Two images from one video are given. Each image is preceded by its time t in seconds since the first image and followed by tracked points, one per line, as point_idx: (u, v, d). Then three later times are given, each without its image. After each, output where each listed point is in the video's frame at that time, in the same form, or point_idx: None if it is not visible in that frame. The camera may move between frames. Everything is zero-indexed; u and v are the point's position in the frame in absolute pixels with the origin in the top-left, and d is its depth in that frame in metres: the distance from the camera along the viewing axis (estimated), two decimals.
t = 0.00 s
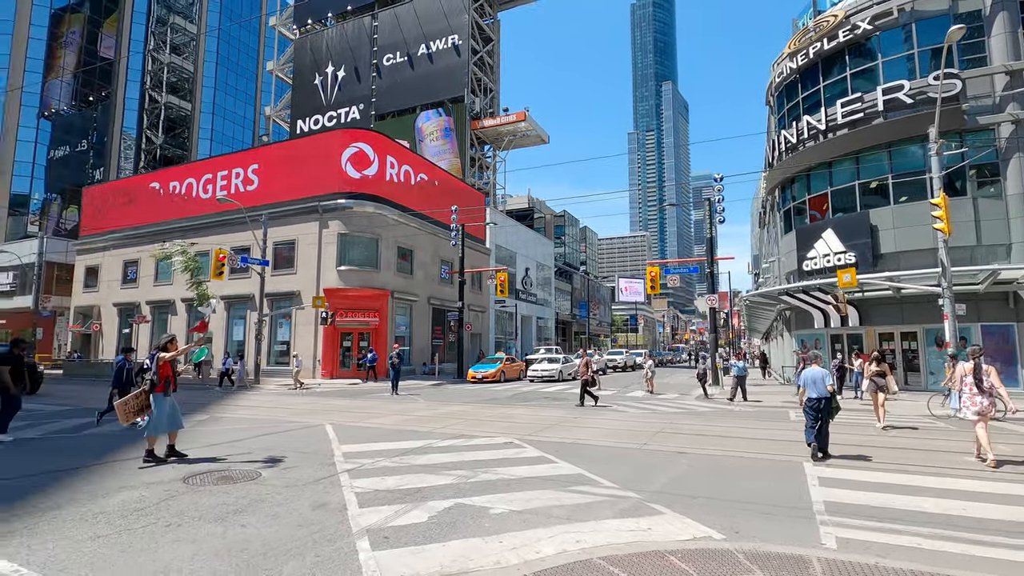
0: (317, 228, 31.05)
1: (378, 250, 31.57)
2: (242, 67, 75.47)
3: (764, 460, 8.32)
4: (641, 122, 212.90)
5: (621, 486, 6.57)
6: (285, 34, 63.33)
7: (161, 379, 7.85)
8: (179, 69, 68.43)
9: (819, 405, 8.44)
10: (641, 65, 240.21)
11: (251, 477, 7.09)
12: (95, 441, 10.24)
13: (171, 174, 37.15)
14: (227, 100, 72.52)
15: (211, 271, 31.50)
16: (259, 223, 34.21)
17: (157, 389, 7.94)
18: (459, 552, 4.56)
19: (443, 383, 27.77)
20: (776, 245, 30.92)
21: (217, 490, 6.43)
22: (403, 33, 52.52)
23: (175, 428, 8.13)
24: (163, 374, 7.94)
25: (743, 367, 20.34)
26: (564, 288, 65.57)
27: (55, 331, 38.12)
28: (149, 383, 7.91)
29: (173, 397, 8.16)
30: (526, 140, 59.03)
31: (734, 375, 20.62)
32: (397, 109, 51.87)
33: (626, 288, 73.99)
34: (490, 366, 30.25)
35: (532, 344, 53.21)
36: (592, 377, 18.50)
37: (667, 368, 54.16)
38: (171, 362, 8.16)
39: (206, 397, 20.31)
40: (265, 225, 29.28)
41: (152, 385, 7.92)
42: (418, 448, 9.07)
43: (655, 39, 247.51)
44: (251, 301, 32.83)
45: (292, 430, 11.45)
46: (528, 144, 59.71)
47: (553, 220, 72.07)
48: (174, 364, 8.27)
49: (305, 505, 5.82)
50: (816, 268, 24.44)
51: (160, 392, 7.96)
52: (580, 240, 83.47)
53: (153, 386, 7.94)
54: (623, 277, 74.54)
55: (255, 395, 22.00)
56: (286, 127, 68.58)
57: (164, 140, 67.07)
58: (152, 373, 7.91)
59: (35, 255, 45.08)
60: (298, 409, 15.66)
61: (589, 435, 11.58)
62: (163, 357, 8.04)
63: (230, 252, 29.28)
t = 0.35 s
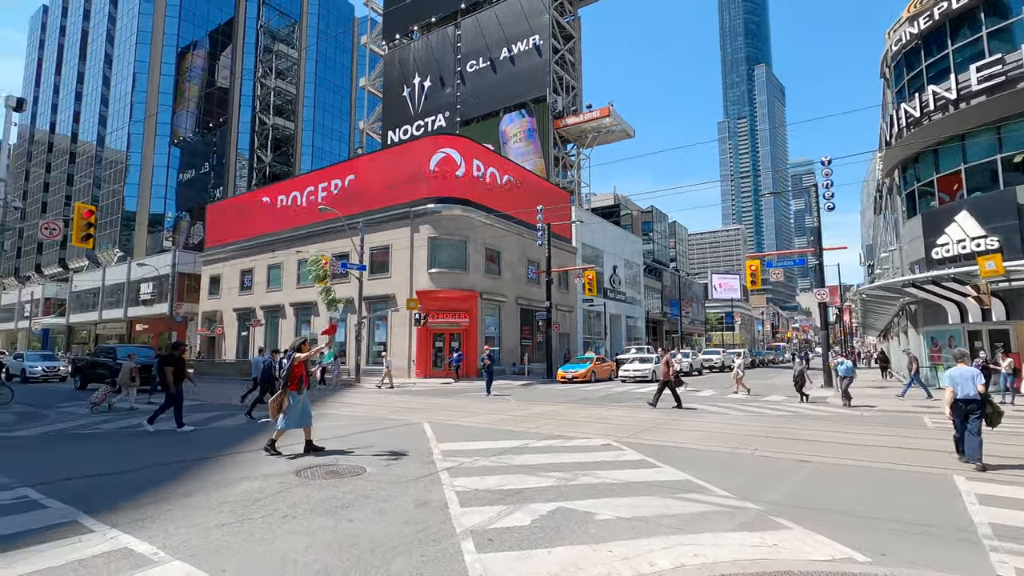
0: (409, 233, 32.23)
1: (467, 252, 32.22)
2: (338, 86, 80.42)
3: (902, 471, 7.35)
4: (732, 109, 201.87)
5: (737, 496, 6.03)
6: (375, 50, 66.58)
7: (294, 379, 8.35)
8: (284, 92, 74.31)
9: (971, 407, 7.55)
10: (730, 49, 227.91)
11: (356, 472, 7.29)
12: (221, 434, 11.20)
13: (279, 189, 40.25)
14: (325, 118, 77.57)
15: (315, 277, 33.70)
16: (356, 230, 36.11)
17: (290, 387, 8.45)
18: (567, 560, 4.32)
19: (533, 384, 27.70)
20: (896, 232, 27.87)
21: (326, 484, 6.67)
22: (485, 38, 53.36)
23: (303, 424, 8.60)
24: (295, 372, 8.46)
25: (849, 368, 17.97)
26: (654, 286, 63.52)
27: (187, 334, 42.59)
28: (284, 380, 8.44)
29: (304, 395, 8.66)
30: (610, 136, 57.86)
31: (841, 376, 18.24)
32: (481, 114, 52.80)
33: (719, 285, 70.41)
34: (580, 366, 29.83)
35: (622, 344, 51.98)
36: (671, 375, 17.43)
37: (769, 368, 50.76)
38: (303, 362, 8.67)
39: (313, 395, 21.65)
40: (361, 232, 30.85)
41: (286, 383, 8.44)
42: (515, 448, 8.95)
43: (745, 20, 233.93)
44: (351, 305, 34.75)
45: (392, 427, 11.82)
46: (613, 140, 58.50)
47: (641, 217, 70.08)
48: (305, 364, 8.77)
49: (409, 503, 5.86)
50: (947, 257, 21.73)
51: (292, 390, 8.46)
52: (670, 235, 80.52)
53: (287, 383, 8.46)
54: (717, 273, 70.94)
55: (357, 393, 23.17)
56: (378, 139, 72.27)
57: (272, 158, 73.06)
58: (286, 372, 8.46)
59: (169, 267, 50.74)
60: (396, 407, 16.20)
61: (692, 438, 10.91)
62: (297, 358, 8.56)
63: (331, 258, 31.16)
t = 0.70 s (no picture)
0: (499, 232, 32.53)
1: (557, 249, 31.92)
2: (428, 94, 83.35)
3: None
4: (841, 84, 184.88)
5: (884, 517, 5.23)
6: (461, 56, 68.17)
7: (416, 373, 8.68)
8: (378, 104, 78.35)
9: None
10: (837, 19, 209.03)
11: (458, 473, 7.25)
12: (330, 430, 11.77)
13: (377, 195, 42.32)
14: (417, 126, 80.71)
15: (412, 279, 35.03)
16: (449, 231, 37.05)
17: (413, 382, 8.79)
18: None
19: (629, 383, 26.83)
20: None
21: (429, 484, 6.67)
22: (569, 33, 52.71)
23: (427, 419, 8.79)
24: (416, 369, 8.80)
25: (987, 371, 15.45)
26: (757, 280, 59.57)
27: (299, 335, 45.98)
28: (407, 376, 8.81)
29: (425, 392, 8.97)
30: (703, 122, 55.04)
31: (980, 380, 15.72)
32: (567, 111, 52.29)
33: (832, 276, 64.67)
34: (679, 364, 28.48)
35: (723, 342, 49.20)
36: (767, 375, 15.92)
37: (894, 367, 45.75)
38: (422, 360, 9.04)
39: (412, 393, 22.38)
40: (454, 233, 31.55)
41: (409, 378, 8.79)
42: (618, 452, 8.52)
43: None
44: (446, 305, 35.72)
45: (490, 426, 11.81)
46: (707, 127, 55.61)
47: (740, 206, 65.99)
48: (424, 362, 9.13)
49: (512, 508, 5.67)
50: None
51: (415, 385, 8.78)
52: (772, 225, 75.19)
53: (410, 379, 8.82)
54: (828, 263, 65.20)
55: (453, 391, 23.68)
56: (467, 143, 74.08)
57: (370, 168, 77.25)
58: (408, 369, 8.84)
59: (283, 273, 55.22)
60: (493, 406, 16.26)
61: (814, 446, 9.86)
62: (416, 356, 8.96)
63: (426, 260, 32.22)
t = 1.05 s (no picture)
0: (585, 228, 31.90)
1: (646, 244, 30.75)
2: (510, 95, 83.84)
3: None
4: (967, 50, 164.76)
5: None
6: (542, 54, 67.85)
7: (527, 373, 8.46)
8: (461, 109, 80.19)
9: None
10: None
11: (555, 475, 6.91)
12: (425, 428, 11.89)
13: (463, 197, 43.14)
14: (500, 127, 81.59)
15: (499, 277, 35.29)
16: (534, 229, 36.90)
17: (524, 381, 8.59)
18: None
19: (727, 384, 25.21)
20: None
21: (526, 486, 6.39)
22: (653, 21, 50.76)
23: (535, 421, 8.62)
24: (526, 368, 8.59)
25: None
26: (869, 272, 54.29)
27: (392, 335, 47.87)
28: (517, 374, 8.59)
29: (535, 390, 8.76)
30: (804, 103, 50.98)
31: None
32: (652, 102, 50.45)
33: (961, 266, 57.53)
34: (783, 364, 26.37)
35: (831, 340, 45.24)
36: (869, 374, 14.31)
37: None
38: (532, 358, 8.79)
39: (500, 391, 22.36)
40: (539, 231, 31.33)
41: (520, 376, 8.58)
42: (728, 458, 7.79)
43: None
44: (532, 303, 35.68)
45: (584, 426, 11.38)
46: (807, 107, 51.44)
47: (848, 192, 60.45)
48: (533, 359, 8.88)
49: (618, 516, 5.24)
50: None
51: (526, 384, 8.59)
52: (886, 211, 68.23)
53: (521, 378, 8.62)
54: (956, 252, 58.07)
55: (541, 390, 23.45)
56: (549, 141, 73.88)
57: (455, 171, 79.18)
58: (518, 368, 8.61)
59: (376, 275, 57.93)
60: (584, 406, 15.79)
61: (964, 458, 8.52)
62: (526, 354, 8.72)
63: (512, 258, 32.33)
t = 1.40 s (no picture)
0: (676, 222, 30.43)
1: (744, 235, 28.74)
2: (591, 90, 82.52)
3: None
4: None
5: None
6: (624, 46, 66.02)
7: (647, 368, 8.01)
8: (542, 108, 80.21)
9: None
10: None
11: (664, 485, 6.31)
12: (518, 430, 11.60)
13: (548, 195, 42.88)
14: (581, 124, 80.66)
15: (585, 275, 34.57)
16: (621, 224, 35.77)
17: (643, 378, 8.12)
18: None
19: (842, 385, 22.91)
20: None
21: (633, 496, 5.86)
22: None
23: (656, 421, 8.02)
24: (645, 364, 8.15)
25: None
26: (1010, 259, 47.60)
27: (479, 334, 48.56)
28: (637, 372, 8.16)
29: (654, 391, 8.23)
30: (924, 72, 45.63)
31: None
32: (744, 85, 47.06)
33: None
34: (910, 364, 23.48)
35: (964, 337, 40.09)
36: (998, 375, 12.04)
37: None
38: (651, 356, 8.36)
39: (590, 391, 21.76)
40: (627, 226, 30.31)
41: (639, 374, 8.13)
42: (866, 471, 6.78)
43: None
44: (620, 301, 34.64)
45: (687, 430, 10.60)
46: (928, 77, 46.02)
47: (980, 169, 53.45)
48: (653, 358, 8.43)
49: (746, 537, 4.59)
50: None
51: (646, 381, 8.12)
52: None
53: (640, 375, 8.16)
54: None
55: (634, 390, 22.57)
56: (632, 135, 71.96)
57: (537, 171, 79.34)
58: (637, 364, 8.21)
59: (463, 276, 59.25)
60: (683, 408, 14.87)
61: None
62: (645, 350, 8.30)
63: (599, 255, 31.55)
